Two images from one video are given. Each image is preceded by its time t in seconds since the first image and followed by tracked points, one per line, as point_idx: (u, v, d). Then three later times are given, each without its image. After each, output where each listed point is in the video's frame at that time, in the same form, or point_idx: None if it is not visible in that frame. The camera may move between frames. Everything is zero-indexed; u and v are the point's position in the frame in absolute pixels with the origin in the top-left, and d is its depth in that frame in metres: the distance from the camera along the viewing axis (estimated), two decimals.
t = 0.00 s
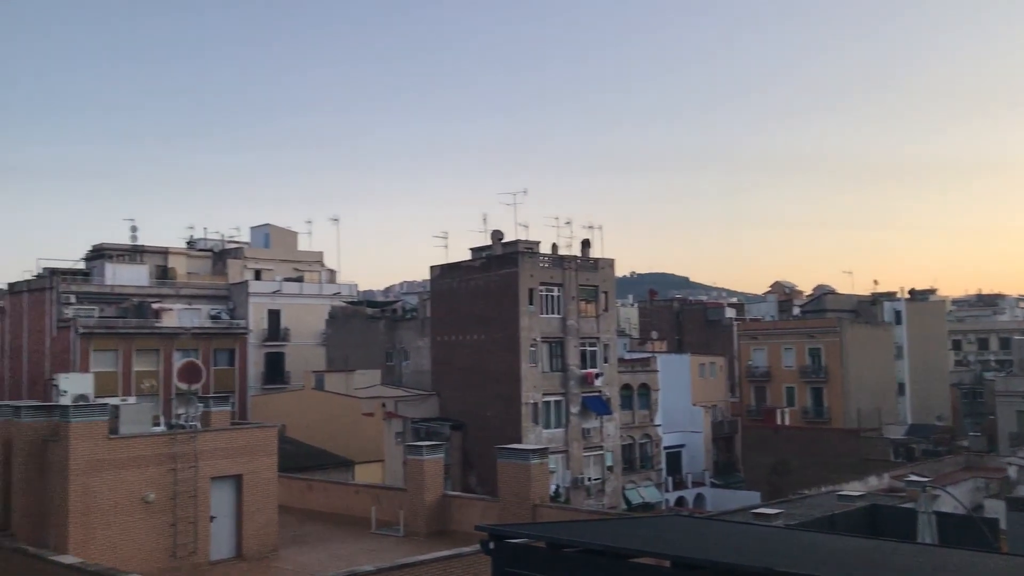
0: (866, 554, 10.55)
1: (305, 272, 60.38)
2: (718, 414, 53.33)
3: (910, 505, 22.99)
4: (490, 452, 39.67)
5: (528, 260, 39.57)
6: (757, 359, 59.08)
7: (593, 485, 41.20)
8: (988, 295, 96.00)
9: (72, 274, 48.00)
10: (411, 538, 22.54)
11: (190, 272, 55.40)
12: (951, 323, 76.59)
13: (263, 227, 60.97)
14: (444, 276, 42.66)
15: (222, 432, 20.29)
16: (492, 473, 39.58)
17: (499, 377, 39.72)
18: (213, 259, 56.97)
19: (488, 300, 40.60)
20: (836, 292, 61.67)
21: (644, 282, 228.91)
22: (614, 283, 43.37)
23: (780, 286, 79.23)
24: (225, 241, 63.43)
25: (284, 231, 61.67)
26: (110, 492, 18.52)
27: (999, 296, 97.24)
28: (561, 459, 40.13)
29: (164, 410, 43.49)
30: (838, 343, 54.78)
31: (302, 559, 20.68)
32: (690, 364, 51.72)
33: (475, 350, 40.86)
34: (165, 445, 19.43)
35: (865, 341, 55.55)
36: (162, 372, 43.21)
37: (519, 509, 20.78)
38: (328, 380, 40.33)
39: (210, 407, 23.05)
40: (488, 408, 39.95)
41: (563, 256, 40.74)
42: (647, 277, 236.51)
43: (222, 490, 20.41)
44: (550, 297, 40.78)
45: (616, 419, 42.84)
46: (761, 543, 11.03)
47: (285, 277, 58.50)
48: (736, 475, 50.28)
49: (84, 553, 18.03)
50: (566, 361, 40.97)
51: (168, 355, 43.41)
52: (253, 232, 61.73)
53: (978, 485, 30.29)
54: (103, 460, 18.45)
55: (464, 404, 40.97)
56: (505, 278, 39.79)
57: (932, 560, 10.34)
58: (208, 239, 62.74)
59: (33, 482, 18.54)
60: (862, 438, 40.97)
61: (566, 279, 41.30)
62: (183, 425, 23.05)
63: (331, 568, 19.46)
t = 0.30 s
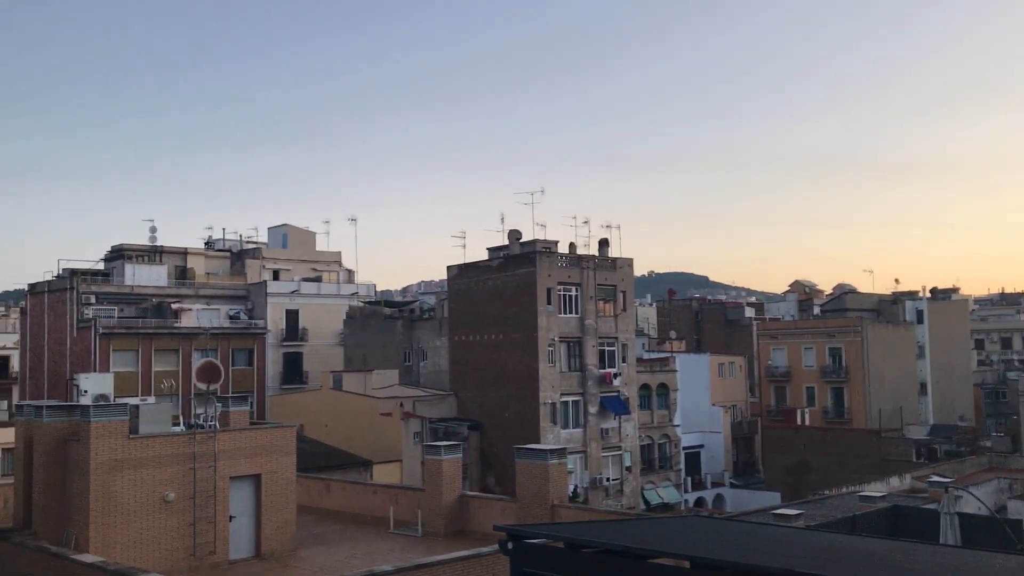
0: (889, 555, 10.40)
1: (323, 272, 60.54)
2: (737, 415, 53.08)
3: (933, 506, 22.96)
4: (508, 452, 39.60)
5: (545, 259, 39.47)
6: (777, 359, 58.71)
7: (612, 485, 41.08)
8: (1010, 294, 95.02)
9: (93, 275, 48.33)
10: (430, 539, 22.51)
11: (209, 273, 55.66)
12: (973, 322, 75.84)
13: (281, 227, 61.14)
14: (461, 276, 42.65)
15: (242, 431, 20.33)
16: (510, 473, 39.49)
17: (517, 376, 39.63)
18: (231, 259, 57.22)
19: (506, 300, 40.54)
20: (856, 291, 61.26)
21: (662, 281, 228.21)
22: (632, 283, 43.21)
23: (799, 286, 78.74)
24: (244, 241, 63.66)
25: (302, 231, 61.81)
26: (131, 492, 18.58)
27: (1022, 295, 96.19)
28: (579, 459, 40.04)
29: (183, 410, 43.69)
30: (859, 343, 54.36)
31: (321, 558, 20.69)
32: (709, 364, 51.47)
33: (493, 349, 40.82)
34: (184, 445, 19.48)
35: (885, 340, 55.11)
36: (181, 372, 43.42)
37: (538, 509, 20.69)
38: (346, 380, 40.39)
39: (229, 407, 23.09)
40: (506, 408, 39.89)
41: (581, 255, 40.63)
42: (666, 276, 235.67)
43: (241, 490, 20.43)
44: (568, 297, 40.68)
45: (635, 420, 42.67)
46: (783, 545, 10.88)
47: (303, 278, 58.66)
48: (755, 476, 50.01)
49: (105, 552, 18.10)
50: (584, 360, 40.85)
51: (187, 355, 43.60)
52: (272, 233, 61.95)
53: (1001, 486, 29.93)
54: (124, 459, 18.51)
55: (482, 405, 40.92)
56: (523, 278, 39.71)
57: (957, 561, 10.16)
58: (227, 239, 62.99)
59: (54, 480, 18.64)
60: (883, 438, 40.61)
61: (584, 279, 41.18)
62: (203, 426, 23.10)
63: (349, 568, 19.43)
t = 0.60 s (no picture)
0: (901, 556, 10.32)
1: (334, 272, 60.65)
2: (748, 414, 52.96)
3: (947, 505, 22.86)
4: (519, 452, 39.57)
5: (556, 259, 39.43)
6: (789, 358, 58.53)
7: (623, 485, 41.04)
8: None
9: (105, 275, 48.51)
10: (441, 538, 22.51)
11: (220, 273, 55.81)
12: (987, 321, 75.36)
13: (292, 227, 61.25)
14: (472, 275, 42.68)
15: (253, 431, 20.39)
16: (521, 473, 39.48)
17: (528, 376, 39.62)
18: (243, 259, 57.41)
19: (517, 299, 40.50)
20: (868, 290, 61.05)
21: (673, 280, 227.73)
22: (643, 282, 43.13)
23: (810, 285, 78.48)
24: (255, 241, 63.84)
25: (313, 231, 61.89)
26: (143, 491, 18.64)
27: None
28: (590, 459, 40.01)
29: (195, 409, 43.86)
30: (871, 342, 54.12)
31: (332, 558, 20.72)
32: (720, 364, 51.33)
33: (503, 349, 40.81)
34: (196, 444, 19.54)
35: (897, 340, 54.85)
36: (193, 372, 43.58)
37: (549, 508, 20.67)
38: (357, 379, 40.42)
39: (241, 406, 23.10)
40: (517, 407, 39.88)
41: (591, 255, 40.57)
42: (676, 275, 235.19)
43: (253, 489, 20.48)
44: (578, 297, 40.62)
45: (646, 419, 42.59)
46: (793, 545, 10.82)
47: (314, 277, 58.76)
48: (767, 476, 49.89)
49: (117, 551, 18.16)
50: (594, 360, 40.80)
51: (199, 355, 43.74)
52: (283, 232, 62.09)
53: (1013, 486, 29.73)
54: (137, 459, 18.59)
55: (492, 404, 40.94)
56: (533, 278, 39.69)
57: (971, 562, 10.09)
58: (238, 239, 63.19)
59: (67, 480, 18.72)
60: (895, 437, 40.40)
61: (595, 278, 41.13)
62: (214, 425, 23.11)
63: (360, 568, 19.46)
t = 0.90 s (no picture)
0: (912, 556, 10.34)
1: (346, 272, 60.88)
2: (760, 413, 52.91)
3: (959, 505, 22.82)
4: (530, 451, 39.65)
5: (568, 258, 39.49)
6: (800, 357, 58.42)
7: (635, 484, 41.06)
8: None
9: (119, 276, 48.82)
10: (453, 537, 22.61)
11: (233, 273, 56.11)
12: (1001, 320, 74.99)
13: (304, 228, 61.49)
14: (483, 275, 42.78)
15: (267, 430, 20.53)
16: (533, 472, 39.54)
17: (539, 376, 39.69)
18: (255, 260, 57.70)
19: (528, 299, 40.57)
20: (880, 289, 60.90)
21: (685, 280, 227.33)
22: (654, 282, 43.16)
23: (823, 284, 78.28)
24: (268, 241, 64.13)
25: (326, 232, 62.11)
26: (157, 490, 18.79)
27: None
28: (602, 458, 40.04)
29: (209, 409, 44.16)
30: (883, 341, 53.95)
31: (345, 557, 20.84)
32: (732, 364, 51.29)
33: (515, 349, 40.90)
34: (210, 444, 19.68)
35: (910, 339, 54.67)
36: (207, 371, 43.90)
37: (561, 508, 20.72)
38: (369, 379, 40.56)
39: (254, 406, 23.20)
40: (528, 407, 39.95)
41: (602, 255, 40.61)
42: (688, 275, 234.87)
43: (267, 488, 20.64)
44: (590, 296, 40.67)
45: (657, 419, 42.60)
46: (804, 545, 10.85)
47: (326, 278, 59.00)
48: (779, 475, 49.88)
49: (132, 550, 18.32)
50: (606, 360, 40.84)
51: (212, 355, 44.06)
52: (296, 233, 62.35)
53: None
54: (151, 458, 18.74)
55: (504, 404, 41.02)
56: (545, 277, 39.75)
57: (983, 561, 10.09)
58: (251, 240, 63.49)
59: (83, 479, 18.89)
60: (907, 437, 40.28)
61: (606, 278, 41.17)
62: (227, 424, 23.21)
63: (373, 566, 19.58)
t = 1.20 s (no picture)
0: (922, 556, 10.32)
1: (355, 273, 60.99)
2: (769, 413, 52.86)
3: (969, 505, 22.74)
4: (539, 451, 39.66)
5: (576, 259, 39.49)
6: (810, 357, 58.31)
7: (643, 484, 41.05)
8: None
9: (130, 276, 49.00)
10: (462, 537, 22.65)
11: (243, 273, 56.30)
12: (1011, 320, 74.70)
13: (313, 228, 61.63)
14: (492, 275, 42.80)
15: (276, 430, 20.60)
16: (541, 472, 39.55)
17: (548, 376, 39.70)
18: (265, 260, 57.88)
19: (537, 299, 40.58)
20: (889, 289, 60.76)
21: (693, 280, 227.03)
22: (662, 281, 43.13)
23: (832, 284, 78.12)
24: (277, 242, 64.28)
25: (335, 232, 62.23)
26: (167, 490, 18.86)
27: None
28: (610, 458, 40.03)
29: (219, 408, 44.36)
30: (893, 341, 53.80)
31: (354, 557, 20.88)
32: (741, 363, 51.21)
33: (523, 349, 40.92)
34: (220, 444, 19.76)
35: (920, 338, 54.51)
36: (217, 371, 44.09)
37: (570, 508, 20.72)
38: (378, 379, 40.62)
39: (264, 405, 23.26)
40: (537, 407, 39.97)
41: (611, 254, 40.59)
42: (696, 275, 234.63)
43: (276, 488, 20.71)
44: (598, 296, 40.66)
45: (666, 419, 42.57)
46: (814, 545, 10.85)
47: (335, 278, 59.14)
48: (788, 475, 49.81)
49: (143, 550, 18.40)
50: (615, 360, 40.83)
51: (222, 356, 44.26)
52: (304, 233, 62.49)
53: None
54: (161, 458, 18.81)
55: (512, 404, 41.05)
56: (553, 277, 39.75)
57: (993, 562, 10.05)
58: (260, 240, 63.64)
59: (93, 479, 18.98)
60: (917, 437, 40.16)
61: (614, 278, 41.15)
62: (237, 424, 23.27)
63: (382, 566, 19.64)
